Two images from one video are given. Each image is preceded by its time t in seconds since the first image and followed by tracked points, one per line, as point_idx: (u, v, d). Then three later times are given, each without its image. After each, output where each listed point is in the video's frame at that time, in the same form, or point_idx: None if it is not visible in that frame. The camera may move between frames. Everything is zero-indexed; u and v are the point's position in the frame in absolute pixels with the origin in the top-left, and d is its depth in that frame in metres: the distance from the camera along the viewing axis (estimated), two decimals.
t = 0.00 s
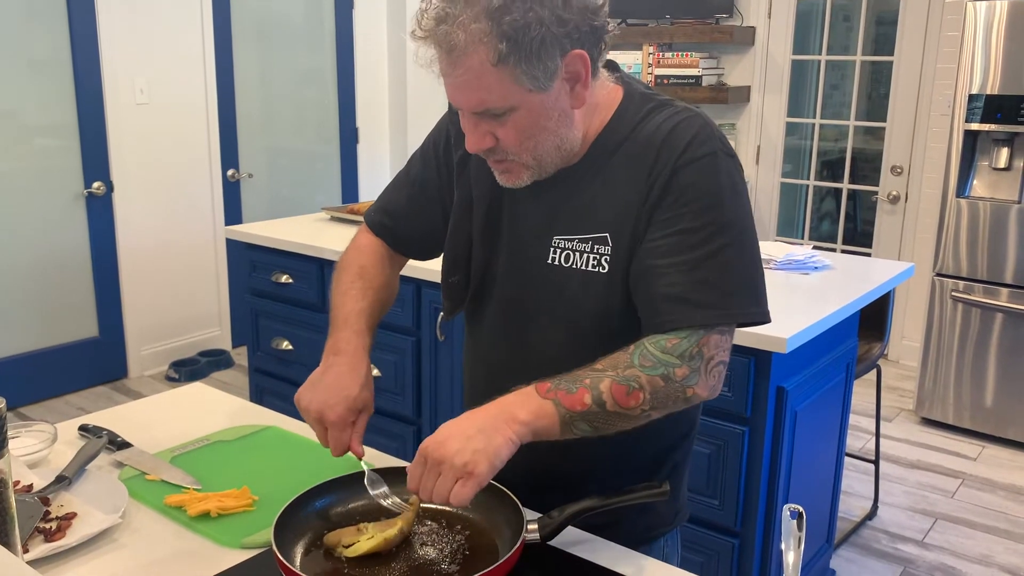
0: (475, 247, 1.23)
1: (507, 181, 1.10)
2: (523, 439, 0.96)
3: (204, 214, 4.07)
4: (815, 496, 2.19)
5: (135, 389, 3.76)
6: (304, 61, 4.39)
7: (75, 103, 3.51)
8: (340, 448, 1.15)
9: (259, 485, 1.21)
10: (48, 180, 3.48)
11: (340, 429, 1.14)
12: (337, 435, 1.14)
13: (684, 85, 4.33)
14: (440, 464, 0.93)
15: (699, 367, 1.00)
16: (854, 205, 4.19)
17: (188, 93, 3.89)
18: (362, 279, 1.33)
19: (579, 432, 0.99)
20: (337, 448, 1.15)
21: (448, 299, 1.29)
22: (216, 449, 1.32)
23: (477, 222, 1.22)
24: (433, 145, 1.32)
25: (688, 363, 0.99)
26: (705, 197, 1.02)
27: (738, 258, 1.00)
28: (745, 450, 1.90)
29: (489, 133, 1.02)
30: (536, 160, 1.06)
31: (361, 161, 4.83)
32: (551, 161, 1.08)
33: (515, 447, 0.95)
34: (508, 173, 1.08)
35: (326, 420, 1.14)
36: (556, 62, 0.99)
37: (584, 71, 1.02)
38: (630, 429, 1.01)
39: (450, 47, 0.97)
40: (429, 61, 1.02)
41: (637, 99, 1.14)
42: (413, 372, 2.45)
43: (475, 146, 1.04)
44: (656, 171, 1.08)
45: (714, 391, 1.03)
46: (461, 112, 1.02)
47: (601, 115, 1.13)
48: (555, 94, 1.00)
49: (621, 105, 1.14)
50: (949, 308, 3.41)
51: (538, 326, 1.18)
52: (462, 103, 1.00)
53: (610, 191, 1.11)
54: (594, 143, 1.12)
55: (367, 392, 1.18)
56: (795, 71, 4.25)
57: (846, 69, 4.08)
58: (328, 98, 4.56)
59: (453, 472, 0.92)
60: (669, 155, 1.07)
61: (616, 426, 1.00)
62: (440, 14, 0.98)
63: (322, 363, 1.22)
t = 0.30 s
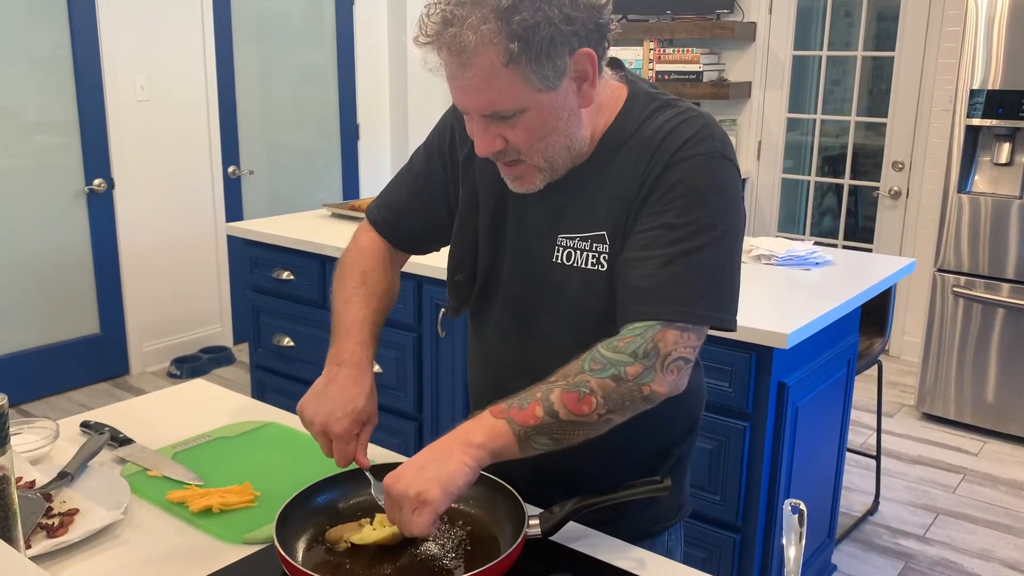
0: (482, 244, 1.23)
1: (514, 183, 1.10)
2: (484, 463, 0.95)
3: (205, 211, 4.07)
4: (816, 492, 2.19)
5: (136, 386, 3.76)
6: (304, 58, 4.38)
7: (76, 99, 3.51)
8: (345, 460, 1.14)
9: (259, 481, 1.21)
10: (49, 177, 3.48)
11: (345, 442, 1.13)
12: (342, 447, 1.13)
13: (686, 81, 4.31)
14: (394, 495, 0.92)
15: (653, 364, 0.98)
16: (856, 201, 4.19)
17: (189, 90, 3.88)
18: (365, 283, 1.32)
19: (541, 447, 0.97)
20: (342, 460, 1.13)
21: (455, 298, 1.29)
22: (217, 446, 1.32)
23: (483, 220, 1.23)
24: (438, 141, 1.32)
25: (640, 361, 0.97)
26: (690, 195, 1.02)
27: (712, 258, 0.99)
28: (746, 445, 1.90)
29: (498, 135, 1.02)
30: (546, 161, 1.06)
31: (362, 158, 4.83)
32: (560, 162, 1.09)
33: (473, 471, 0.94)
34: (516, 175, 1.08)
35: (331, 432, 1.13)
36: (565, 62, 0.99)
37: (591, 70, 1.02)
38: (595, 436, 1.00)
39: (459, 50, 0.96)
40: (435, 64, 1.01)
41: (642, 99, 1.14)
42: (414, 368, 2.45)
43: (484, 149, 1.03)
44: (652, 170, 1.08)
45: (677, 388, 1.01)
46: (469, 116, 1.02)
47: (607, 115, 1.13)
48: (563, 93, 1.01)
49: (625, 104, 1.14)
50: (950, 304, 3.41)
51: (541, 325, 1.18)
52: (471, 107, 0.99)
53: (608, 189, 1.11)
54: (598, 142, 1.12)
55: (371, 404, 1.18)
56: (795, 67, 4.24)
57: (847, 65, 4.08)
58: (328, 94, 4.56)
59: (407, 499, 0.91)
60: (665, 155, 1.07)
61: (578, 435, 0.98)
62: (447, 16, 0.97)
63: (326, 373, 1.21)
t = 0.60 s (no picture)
0: (482, 243, 1.24)
1: (514, 181, 1.11)
2: (467, 461, 0.95)
3: (205, 210, 4.08)
4: (816, 491, 2.20)
5: (137, 385, 3.76)
6: (304, 58, 4.38)
7: (76, 99, 3.52)
8: (347, 462, 1.13)
9: (261, 479, 1.22)
10: (49, 176, 3.48)
11: (347, 443, 1.13)
12: (344, 449, 1.13)
13: (686, 80, 4.32)
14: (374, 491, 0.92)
15: (636, 358, 0.97)
16: (855, 201, 4.19)
17: (189, 89, 3.89)
18: (366, 283, 1.32)
19: (524, 444, 0.97)
20: (344, 461, 1.13)
21: (456, 297, 1.30)
22: (219, 443, 1.32)
23: (483, 219, 1.23)
24: (441, 140, 1.33)
25: (622, 356, 0.97)
26: (682, 191, 1.02)
27: (701, 253, 0.99)
28: (745, 444, 1.90)
29: (499, 135, 1.02)
30: (547, 160, 1.07)
31: (361, 158, 4.83)
32: (561, 160, 1.09)
33: (457, 468, 0.94)
34: (517, 173, 1.09)
35: (333, 433, 1.13)
36: (566, 61, 0.99)
37: (592, 68, 1.02)
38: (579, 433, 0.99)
39: (459, 50, 0.97)
40: (436, 65, 1.02)
41: (641, 98, 1.14)
42: (414, 367, 2.45)
43: (485, 149, 1.04)
44: (647, 167, 1.08)
45: (662, 383, 1.00)
46: (470, 116, 1.02)
47: (606, 113, 1.14)
48: (563, 91, 1.01)
49: (625, 103, 1.14)
50: (950, 304, 3.41)
51: (541, 323, 1.19)
52: (472, 107, 1.00)
53: (604, 187, 1.12)
54: (597, 141, 1.13)
55: (372, 406, 1.17)
56: (795, 67, 4.25)
57: (846, 65, 4.08)
58: (328, 94, 4.56)
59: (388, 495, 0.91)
60: (660, 152, 1.07)
61: (561, 432, 0.98)
62: (446, 17, 0.98)
63: (327, 374, 1.21)
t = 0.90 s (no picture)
0: (481, 242, 1.24)
1: (519, 178, 1.11)
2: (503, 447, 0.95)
3: (204, 210, 4.08)
4: (814, 491, 2.20)
5: (135, 385, 3.76)
6: (303, 59, 4.38)
7: (75, 99, 3.51)
8: (351, 458, 1.12)
9: (262, 478, 1.22)
10: (48, 176, 3.48)
11: (354, 439, 1.12)
12: (350, 445, 1.12)
13: (684, 82, 4.33)
14: (416, 468, 0.92)
15: (675, 362, 0.98)
16: (853, 203, 4.20)
17: (187, 88, 3.88)
18: (368, 281, 1.32)
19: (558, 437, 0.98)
20: (347, 457, 1.12)
21: (455, 296, 1.30)
22: (219, 443, 1.32)
23: (482, 219, 1.24)
24: (440, 140, 1.33)
25: (664, 359, 0.98)
26: (695, 192, 1.02)
27: (721, 253, 0.99)
28: (744, 445, 1.90)
29: (502, 126, 1.02)
30: (549, 154, 1.07)
31: (360, 158, 4.83)
32: (563, 155, 1.09)
33: (494, 453, 0.94)
34: (519, 168, 1.09)
35: (339, 428, 1.12)
36: (573, 50, 0.99)
37: (596, 61, 1.03)
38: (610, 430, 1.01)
39: (467, 35, 0.97)
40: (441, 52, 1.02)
41: (642, 98, 1.14)
42: (413, 367, 2.45)
43: (488, 141, 1.03)
44: (656, 168, 1.07)
45: (692, 387, 1.02)
46: (474, 107, 1.02)
47: (608, 111, 1.14)
48: (568, 83, 1.01)
49: (625, 102, 1.14)
50: (947, 305, 3.42)
51: (542, 322, 1.19)
52: (477, 96, 1.00)
53: (610, 187, 1.12)
54: (599, 140, 1.13)
55: (378, 403, 1.17)
56: (794, 68, 4.25)
57: (844, 67, 4.09)
58: (327, 94, 4.56)
59: (429, 476, 0.91)
60: (670, 152, 1.06)
61: (596, 426, 0.99)
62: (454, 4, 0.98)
63: (332, 370, 1.20)
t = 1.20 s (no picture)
0: (470, 246, 1.23)
1: (514, 191, 1.11)
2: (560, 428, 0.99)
3: (200, 211, 4.07)
4: (809, 493, 2.20)
5: (131, 386, 3.75)
6: (299, 60, 4.38)
7: (71, 100, 3.51)
8: (333, 435, 1.14)
9: (255, 479, 1.21)
10: (43, 177, 3.48)
11: (338, 414, 1.13)
12: (333, 420, 1.13)
13: (680, 84, 4.34)
14: (487, 429, 0.94)
15: (714, 367, 1.04)
16: (849, 205, 4.21)
17: (184, 89, 3.88)
18: (363, 272, 1.33)
19: (605, 425, 1.02)
20: (329, 434, 1.13)
21: (445, 300, 1.29)
22: (213, 444, 1.32)
23: (472, 224, 1.23)
24: (428, 145, 1.33)
25: (707, 363, 1.04)
26: (711, 200, 1.05)
27: (740, 260, 1.03)
28: (739, 447, 1.90)
29: (499, 141, 1.01)
30: (547, 163, 1.07)
31: (356, 159, 4.82)
32: (559, 161, 1.08)
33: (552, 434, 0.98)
34: (515, 181, 1.08)
35: (326, 401, 1.13)
36: (560, 58, 1.00)
37: (584, 67, 1.03)
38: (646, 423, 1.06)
39: (456, 57, 0.96)
40: (430, 73, 1.02)
41: (635, 103, 1.15)
42: (408, 368, 2.45)
43: (485, 157, 1.03)
44: (661, 176, 1.09)
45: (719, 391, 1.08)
46: (467, 124, 1.02)
47: (599, 115, 1.15)
48: (558, 92, 1.02)
49: (618, 108, 1.15)
50: (943, 307, 3.43)
51: (537, 327, 1.18)
52: (470, 114, 0.99)
53: (612, 195, 1.12)
54: (592, 145, 1.13)
55: (368, 382, 1.17)
56: (790, 70, 4.25)
57: (841, 69, 4.09)
58: (323, 95, 4.55)
59: (500, 439, 0.93)
60: (674, 160, 1.08)
61: (638, 418, 1.04)
62: (440, 22, 0.97)
63: (324, 348, 1.21)
